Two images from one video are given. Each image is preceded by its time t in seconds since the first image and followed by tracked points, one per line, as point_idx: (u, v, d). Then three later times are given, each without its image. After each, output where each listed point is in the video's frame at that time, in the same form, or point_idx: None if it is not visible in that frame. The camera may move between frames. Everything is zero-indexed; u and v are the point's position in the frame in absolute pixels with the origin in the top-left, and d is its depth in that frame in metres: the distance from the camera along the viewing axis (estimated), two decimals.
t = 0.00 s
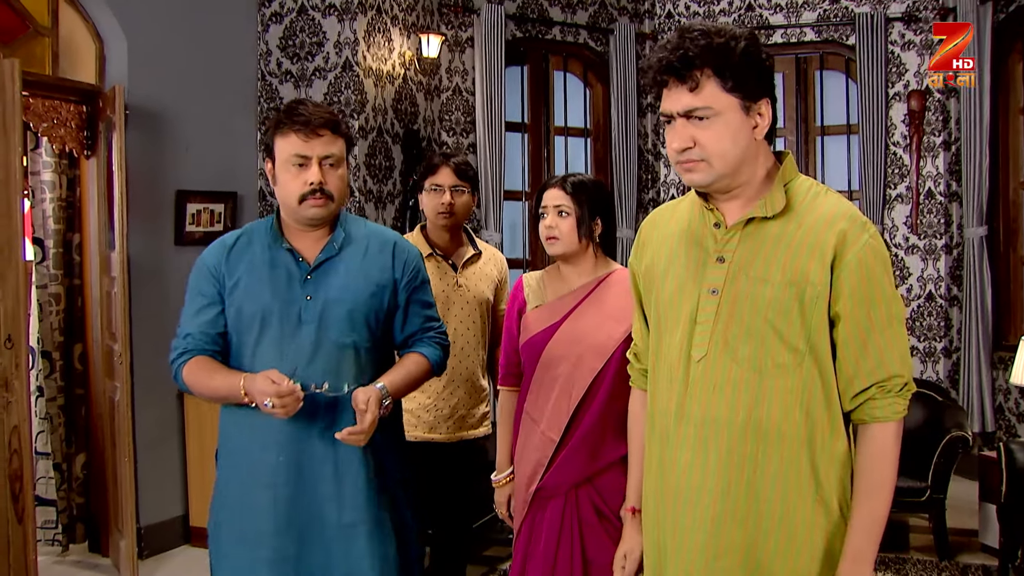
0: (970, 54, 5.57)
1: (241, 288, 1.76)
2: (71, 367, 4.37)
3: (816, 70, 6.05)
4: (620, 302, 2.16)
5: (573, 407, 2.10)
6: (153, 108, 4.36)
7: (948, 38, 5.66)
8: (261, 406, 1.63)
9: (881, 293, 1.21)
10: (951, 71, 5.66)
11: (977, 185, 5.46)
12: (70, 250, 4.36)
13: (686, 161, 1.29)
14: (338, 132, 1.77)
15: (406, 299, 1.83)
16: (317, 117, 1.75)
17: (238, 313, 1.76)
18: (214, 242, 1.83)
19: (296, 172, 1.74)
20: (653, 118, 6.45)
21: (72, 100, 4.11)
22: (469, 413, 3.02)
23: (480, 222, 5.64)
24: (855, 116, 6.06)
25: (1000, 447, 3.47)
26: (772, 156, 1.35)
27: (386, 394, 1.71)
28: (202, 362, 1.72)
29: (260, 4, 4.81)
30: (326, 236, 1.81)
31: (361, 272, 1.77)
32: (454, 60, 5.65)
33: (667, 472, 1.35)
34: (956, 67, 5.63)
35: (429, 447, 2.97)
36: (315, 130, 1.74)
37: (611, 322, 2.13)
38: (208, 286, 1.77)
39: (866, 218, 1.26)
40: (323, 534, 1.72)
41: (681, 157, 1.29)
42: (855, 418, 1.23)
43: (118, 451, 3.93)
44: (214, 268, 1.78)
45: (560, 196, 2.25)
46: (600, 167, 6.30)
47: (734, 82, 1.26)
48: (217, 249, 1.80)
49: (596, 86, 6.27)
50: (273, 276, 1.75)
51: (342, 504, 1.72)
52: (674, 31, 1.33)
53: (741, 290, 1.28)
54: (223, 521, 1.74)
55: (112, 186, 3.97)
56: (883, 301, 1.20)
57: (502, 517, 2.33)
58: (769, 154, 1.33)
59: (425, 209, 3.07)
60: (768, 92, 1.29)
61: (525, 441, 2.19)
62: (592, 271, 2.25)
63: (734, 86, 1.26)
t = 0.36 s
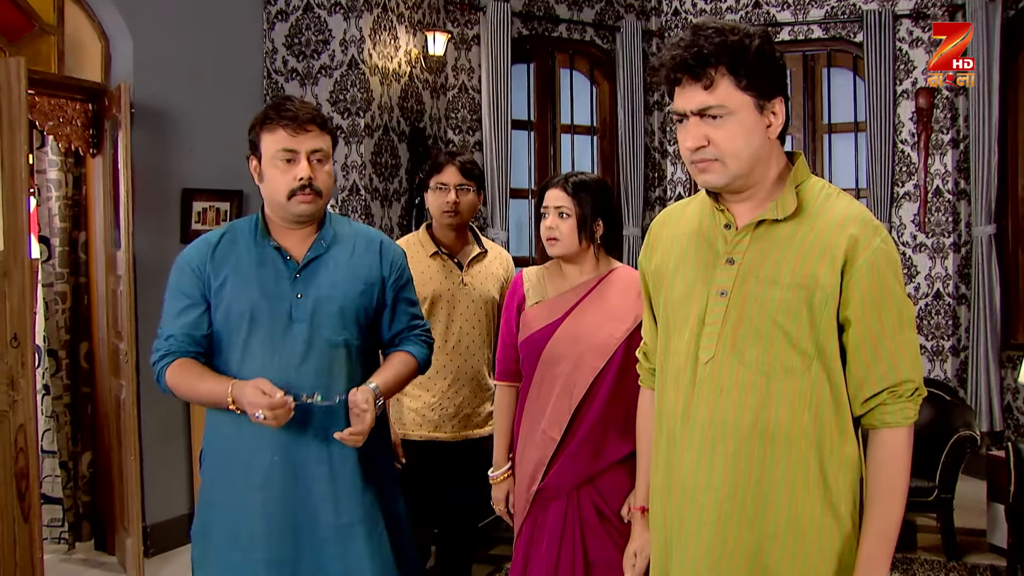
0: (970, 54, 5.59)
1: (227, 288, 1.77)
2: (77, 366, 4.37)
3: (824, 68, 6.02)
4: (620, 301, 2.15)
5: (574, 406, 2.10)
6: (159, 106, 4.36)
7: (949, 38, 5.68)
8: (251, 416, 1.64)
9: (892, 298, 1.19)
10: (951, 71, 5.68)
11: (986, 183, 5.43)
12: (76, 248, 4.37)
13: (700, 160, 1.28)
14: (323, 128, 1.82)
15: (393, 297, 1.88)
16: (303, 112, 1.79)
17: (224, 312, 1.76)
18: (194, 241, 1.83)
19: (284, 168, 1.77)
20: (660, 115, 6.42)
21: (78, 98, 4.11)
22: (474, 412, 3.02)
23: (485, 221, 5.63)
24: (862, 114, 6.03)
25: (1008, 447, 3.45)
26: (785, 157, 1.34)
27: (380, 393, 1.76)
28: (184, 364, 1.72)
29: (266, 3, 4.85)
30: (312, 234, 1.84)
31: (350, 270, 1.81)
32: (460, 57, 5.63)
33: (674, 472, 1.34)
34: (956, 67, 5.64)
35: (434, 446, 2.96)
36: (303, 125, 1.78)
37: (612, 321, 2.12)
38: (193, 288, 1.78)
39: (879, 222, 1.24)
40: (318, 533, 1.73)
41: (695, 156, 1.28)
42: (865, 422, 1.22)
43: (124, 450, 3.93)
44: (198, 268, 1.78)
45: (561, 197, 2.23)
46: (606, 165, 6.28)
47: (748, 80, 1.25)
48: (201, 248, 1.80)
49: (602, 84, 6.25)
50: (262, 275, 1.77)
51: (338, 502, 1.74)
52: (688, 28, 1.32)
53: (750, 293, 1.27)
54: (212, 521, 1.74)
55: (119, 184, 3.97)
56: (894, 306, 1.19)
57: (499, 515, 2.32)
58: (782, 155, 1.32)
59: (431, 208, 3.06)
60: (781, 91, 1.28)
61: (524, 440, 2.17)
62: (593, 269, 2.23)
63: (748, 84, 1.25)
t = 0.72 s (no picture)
0: (970, 54, 5.64)
1: (227, 288, 1.74)
2: (85, 361, 4.37)
3: (834, 62, 5.98)
4: (619, 296, 2.13)
5: (574, 404, 2.08)
6: (167, 100, 4.35)
7: (949, 38, 5.71)
8: (266, 403, 1.60)
9: (907, 300, 1.18)
10: (951, 71, 5.69)
11: (998, 177, 5.40)
12: (84, 243, 4.36)
13: (713, 160, 1.27)
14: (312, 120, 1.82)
15: (390, 292, 1.89)
16: (293, 104, 1.79)
17: (225, 313, 1.74)
18: (187, 241, 1.80)
19: (276, 161, 1.76)
20: (668, 108, 6.39)
21: (85, 93, 4.10)
22: (483, 409, 2.99)
23: (494, 215, 5.62)
24: (872, 107, 5.99)
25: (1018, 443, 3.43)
26: (801, 156, 1.32)
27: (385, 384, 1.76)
28: (184, 365, 1.68)
29: None
30: (308, 229, 1.84)
31: (349, 264, 1.81)
32: (468, 51, 5.59)
33: (683, 472, 1.34)
34: (956, 67, 5.68)
35: (443, 442, 2.95)
36: (292, 117, 1.78)
37: (612, 317, 2.10)
38: (191, 289, 1.74)
39: (894, 223, 1.22)
40: (328, 529, 1.74)
41: (708, 156, 1.26)
42: (876, 425, 1.21)
43: (132, 445, 3.93)
44: (195, 269, 1.76)
45: (562, 193, 2.22)
46: (614, 159, 6.26)
47: (762, 79, 1.23)
48: (196, 249, 1.77)
49: (611, 77, 6.22)
50: (262, 273, 1.76)
51: (347, 498, 1.75)
52: (703, 26, 1.30)
53: (762, 293, 1.26)
54: (218, 522, 1.72)
55: (126, 179, 3.96)
56: (909, 309, 1.18)
57: (501, 513, 2.31)
58: (798, 154, 1.30)
59: (438, 203, 3.04)
60: (796, 89, 1.26)
61: (525, 438, 2.16)
62: (592, 265, 2.21)
63: (762, 83, 1.23)
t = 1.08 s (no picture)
0: (970, 54, 5.63)
1: (229, 289, 1.73)
2: (92, 355, 4.38)
3: (842, 55, 5.94)
4: (617, 293, 2.13)
5: (574, 403, 2.07)
6: (173, 95, 4.34)
7: (948, 38, 5.68)
8: (265, 440, 1.65)
9: (917, 306, 1.17)
10: (951, 71, 5.67)
11: (1007, 170, 5.38)
12: (91, 237, 4.36)
13: (720, 160, 1.26)
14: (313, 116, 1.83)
15: (392, 290, 1.90)
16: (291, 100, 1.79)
17: (228, 314, 1.73)
18: (186, 241, 1.78)
19: (280, 154, 1.76)
20: (676, 101, 6.35)
21: (91, 87, 4.10)
22: (489, 405, 2.99)
23: (500, 208, 5.60)
24: (880, 101, 5.96)
25: None
26: (813, 156, 1.30)
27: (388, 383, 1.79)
28: (180, 371, 1.69)
29: None
30: (309, 227, 1.83)
31: (353, 261, 1.81)
32: (475, 44, 5.57)
33: (690, 472, 1.33)
34: (956, 67, 5.65)
35: (450, 439, 2.95)
36: (296, 112, 1.79)
37: (610, 314, 2.10)
38: (190, 292, 1.73)
39: (907, 227, 1.21)
40: (338, 529, 1.74)
41: (714, 156, 1.26)
42: (882, 431, 1.20)
43: (140, 440, 3.93)
44: (195, 271, 1.74)
45: (561, 189, 2.21)
46: (621, 152, 6.25)
47: (771, 80, 1.22)
48: (195, 249, 1.75)
49: (618, 70, 6.19)
50: (265, 273, 1.74)
51: (359, 497, 1.76)
52: (713, 24, 1.29)
53: (772, 296, 1.25)
54: (224, 522, 1.72)
55: (132, 173, 3.95)
56: (919, 315, 1.17)
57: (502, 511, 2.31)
58: (810, 155, 1.29)
59: (445, 198, 3.03)
60: (809, 89, 1.25)
61: (527, 436, 2.16)
62: (591, 263, 2.21)
63: (771, 84, 1.22)
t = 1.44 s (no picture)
0: (970, 55, 5.56)
1: (231, 286, 1.74)
2: (94, 349, 4.38)
3: (845, 46, 5.91)
4: (618, 290, 2.12)
5: (575, 400, 2.07)
6: (175, 88, 4.32)
7: (949, 38, 5.63)
8: (258, 441, 1.65)
9: (920, 312, 1.17)
10: (951, 72, 5.62)
11: (1011, 163, 5.36)
12: (92, 231, 4.35)
13: (723, 157, 1.25)
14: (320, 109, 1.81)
15: (398, 288, 1.88)
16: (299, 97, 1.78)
17: (230, 312, 1.74)
18: (192, 239, 1.80)
19: (288, 149, 1.74)
20: (678, 93, 6.33)
21: (92, 81, 4.08)
22: (491, 400, 2.99)
23: (502, 201, 5.59)
24: (883, 92, 5.93)
25: None
26: (819, 156, 1.30)
27: (387, 390, 1.76)
28: (184, 368, 1.71)
29: None
30: (315, 225, 1.83)
31: (357, 260, 1.80)
32: (477, 36, 5.54)
33: (688, 472, 1.33)
34: (956, 68, 5.60)
35: (451, 434, 2.95)
36: (304, 107, 1.78)
37: (612, 311, 2.10)
38: (192, 290, 1.75)
39: (912, 231, 1.21)
40: (336, 528, 1.74)
41: (718, 153, 1.25)
42: (883, 435, 1.20)
43: (142, 433, 3.94)
44: (198, 269, 1.75)
45: (564, 185, 2.20)
46: (623, 144, 6.23)
47: (777, 78, 1.21)
48: (200, 247, 1.77)
49: (620, 61, 6.17)
50: (267, 271, 1.75)
51: (359, 497, 1.75)
52: (721, 19, 1.28)
53: (773, 297, 1.24)
54: (225, 519, 1.73)
55: (134, 167, 3.94)
56: (921, 320, 1.17)
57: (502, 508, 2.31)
58: (815, 155, 1.28)
59: (447, 193, 3.03)
60: (816, 88, 1.24)
61: (527, 432, 2.16)
62: (593, 259, 2.20)
63: (776, 81, 1.21)
